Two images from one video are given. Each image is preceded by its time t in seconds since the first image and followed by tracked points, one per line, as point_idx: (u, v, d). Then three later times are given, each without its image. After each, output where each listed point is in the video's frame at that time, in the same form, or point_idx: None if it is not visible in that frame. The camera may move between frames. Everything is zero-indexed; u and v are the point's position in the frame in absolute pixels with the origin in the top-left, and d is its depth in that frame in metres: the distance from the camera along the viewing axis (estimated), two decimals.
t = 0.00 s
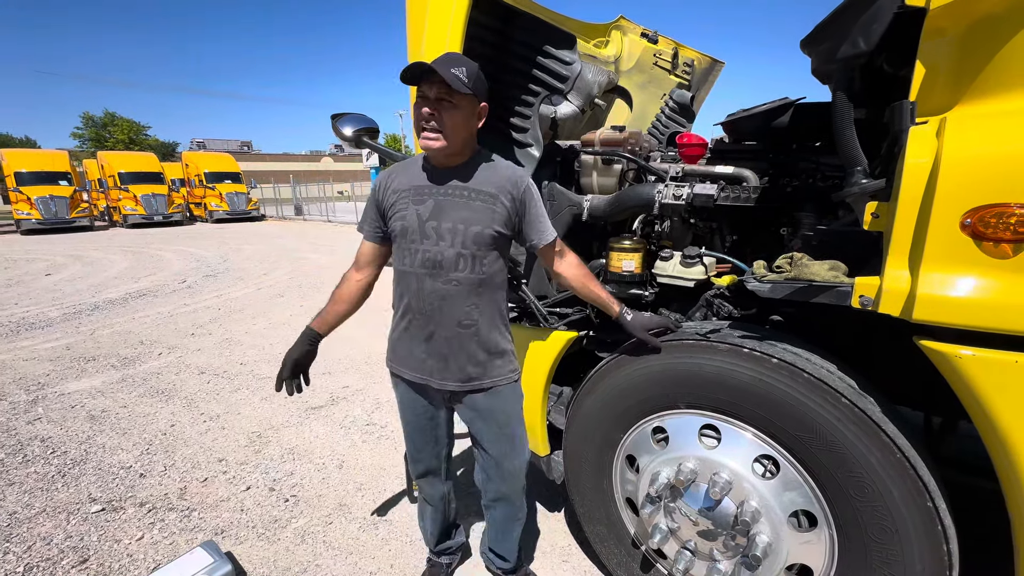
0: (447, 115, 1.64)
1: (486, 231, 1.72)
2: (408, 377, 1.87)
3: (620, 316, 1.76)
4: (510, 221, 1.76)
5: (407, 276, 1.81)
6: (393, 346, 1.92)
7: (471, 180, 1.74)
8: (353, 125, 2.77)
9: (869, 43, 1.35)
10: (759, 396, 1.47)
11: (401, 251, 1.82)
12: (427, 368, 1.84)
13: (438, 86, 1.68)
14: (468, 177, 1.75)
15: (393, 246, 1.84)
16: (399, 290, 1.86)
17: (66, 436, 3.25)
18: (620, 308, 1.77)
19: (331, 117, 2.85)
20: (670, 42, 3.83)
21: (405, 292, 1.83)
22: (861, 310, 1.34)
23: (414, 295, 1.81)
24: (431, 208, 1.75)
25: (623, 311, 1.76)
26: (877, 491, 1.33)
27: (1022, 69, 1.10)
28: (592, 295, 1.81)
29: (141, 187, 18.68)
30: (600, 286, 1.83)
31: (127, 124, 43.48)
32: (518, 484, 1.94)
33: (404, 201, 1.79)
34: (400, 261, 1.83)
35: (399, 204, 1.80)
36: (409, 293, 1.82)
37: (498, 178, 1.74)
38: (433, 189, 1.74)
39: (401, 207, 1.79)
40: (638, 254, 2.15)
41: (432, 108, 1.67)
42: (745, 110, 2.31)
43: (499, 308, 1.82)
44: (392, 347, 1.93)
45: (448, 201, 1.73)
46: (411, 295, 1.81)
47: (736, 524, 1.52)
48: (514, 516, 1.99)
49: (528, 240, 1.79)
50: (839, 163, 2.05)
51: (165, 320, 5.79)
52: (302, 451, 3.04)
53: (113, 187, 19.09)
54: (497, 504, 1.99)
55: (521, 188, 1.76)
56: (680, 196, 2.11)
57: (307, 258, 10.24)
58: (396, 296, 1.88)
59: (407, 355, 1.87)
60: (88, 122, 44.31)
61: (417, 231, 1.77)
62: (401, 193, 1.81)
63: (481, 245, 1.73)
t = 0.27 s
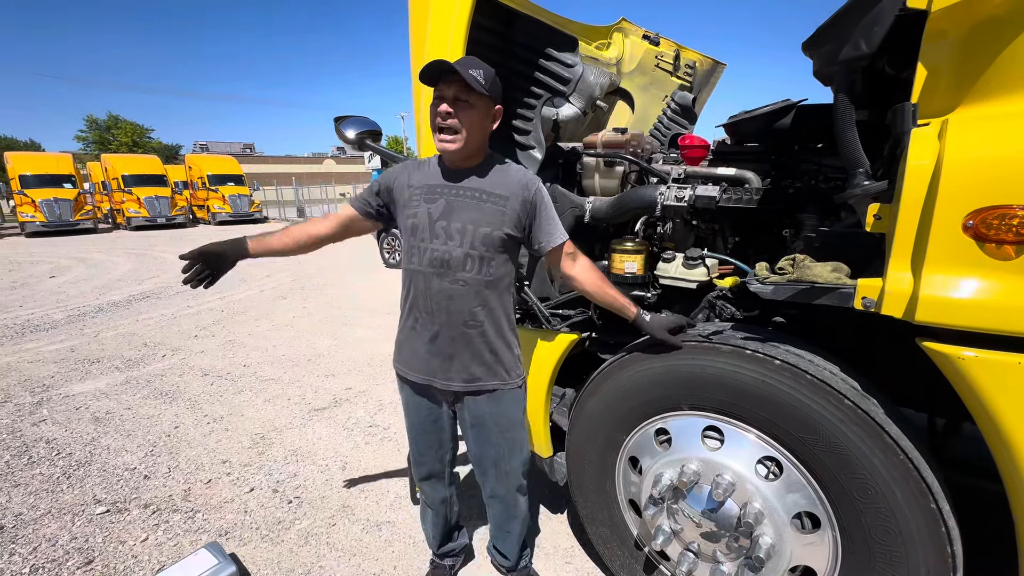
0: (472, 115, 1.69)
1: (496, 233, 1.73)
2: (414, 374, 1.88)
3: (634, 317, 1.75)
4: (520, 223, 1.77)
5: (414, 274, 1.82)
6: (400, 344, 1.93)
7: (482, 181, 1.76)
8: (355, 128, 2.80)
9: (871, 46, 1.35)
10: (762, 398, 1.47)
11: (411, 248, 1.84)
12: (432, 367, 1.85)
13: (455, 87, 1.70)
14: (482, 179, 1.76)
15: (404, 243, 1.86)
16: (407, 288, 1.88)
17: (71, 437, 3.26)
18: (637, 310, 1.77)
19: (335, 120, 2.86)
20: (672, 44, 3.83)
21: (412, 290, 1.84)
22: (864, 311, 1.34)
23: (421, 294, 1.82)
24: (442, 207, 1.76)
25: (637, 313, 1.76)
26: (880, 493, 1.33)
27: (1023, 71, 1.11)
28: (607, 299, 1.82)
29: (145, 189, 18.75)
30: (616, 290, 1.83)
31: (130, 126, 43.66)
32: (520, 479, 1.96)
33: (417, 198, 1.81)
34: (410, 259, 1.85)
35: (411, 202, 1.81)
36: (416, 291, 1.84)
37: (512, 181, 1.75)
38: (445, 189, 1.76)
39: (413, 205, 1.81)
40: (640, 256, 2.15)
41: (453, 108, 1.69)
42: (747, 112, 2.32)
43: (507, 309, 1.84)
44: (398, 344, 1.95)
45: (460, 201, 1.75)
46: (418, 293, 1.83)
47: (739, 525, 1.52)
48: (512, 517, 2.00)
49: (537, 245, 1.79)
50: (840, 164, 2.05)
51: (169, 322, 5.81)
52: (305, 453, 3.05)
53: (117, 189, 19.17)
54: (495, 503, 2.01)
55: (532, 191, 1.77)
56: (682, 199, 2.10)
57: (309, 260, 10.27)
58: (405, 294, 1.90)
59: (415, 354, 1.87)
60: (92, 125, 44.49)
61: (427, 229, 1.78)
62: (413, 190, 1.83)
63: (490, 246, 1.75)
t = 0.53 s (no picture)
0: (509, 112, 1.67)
1: (526, 229, 1.73)
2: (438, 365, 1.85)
3: (644, 319, 1.77)
4: (547, 220, 1.78)
5: (441, 265, 1.79)
6: (420, 336, 1.89)
7: (512, 176, 1.75)
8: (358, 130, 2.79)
9: (874, 48, 1.33)
10: (767, 400, 1.47)
11: (437, 238, 1.80)
12: (457, 359, 1.82)
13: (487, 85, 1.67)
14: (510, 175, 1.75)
15: (430, 232, 1.82)
16: (431, 279, 1.85)
17: (75, 439, 3.27)
18: (648, 314, 1.79)
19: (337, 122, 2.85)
20: (674, 45, 3.84)
21: (439, 281, 1.82)
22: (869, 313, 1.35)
23: (447, 285, 1.80)
24: (473, 199, 1.74)
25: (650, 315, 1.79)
26: (885, 495, 1.33)
27: None
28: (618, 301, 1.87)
29: (147, 192, 18.81)
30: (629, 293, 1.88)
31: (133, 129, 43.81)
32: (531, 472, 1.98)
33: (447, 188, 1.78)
34: (436, 248, 1.81)
35: (441, 190, 1.78)
36: (442, 282, 1.81)
37: (540, 179, 1.76)
38: (477, 182, 1.74)
39: (443, 195, 1.78)
40: (643, 257, 2.19)
41: (491, 106, 1.65)
42: (751, 114, 2.33)
43: (531, 303, 1.85)
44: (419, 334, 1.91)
45: (491, 195, 1.73)
46: (444, 284, 1.80)
47: (744, 527, 1.52)
48: (525, 508, 2.00)
49: (560, 242, 1.84)
50: (844, 167, 2.04)
51: (172, 324, 5.83)
52: (309, 454, 3.05)
53: (120, 192, 19.24)
54: (510, 492, 2.00)
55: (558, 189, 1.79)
56: (685, 200, 2.10)
57: (311, 261, 10.29)
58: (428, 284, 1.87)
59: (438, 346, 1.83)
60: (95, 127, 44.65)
61: (457, 220, 1.76)
62: (443, 179, 1.80)
63: (520, 241, 1.74)
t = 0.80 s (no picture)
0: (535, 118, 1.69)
1: (548, 230, 1.74)
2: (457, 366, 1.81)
3: (647, 325, 1.77)
4: (565, 222, 1.80)
5: (463, 264, 1.76)
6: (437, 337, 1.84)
7: (532, 178, 1.76)
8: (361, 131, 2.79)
9: (877, 49, 1.32)
10: (771, 402, 1.47)
11: (457, 237, 1.77)
12: (478, 360, 1.79)
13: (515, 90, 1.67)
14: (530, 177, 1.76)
15: (451, 230, 1.79)
16: (450, 278, 1.82)
17: (78, 441, 3.28)
18: (651, 320, 1.79)
19: (340, 124, 2.85)
20: (675, 47, 3.85)
21: (460, 280, 1.79)
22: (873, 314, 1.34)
23: (469, 285, 1.77)
24: (497, 199, 1.73)
25: (653, 321, 1.78)
26: (890, 497, 1.33)
27: None
28: (623, 305, 1.89)
29: (150, 194, 18.86)
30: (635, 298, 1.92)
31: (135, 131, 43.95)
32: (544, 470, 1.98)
33: (470, 187, 1.76)
34: (458, 247, 1.78)
35: (466, 189, 1.75)
36: (464, 281, 1.78)
37: (557, 181, 1.79)
38: (500, 182, 1.73)
39: (466, 194, 1.76)
40: (645, 259, 2.20)
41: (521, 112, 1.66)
42: (753, 115, 2.34)
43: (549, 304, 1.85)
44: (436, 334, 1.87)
45: (514, 196, 1.73)
46: (466, 284, 1.78)
47: (748, 529, 1.51)
48: (533, 505, 2.00)
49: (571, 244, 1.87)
50: (848, 167, 2.03)
51: (175, 325, 5.84)
52: (311, 456, 3.05)
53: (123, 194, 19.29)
54: (520, 488, 2.00)
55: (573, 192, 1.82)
56: (687, 202, 2.12)
57: (313, 263, 10.31)
58: (446, 283, 1.84)
59: (458, 347, 1.80)
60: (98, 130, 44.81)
61: (480, 220, 1.74)
62: (466, 178, 1.77)
63: (542, 242, 1.75)
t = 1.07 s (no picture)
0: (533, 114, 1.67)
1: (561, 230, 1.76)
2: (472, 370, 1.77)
3: (648, 326, 1.78)
4: (574, 222, 1.83)
5: (478, 264, 1.74)
6: (449, 341, 1.80)
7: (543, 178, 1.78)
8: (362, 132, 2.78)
9: (879, 49, 1.32)
10: (772, 402, 1.46)
11: (472, 237, 1.75)
12: (494, 361, 1.76)
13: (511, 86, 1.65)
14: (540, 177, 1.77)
15: (465, 231, 1.76)
16: (464, 280, 1.78)
17: (80, 442, 3.28)
18: (652, 321, 1.80)
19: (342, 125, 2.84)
20: (676, 47, 3.84)
21: (475, 281, 1.76)
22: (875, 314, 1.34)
23: (485, 286, 1.75)
24: (512, 199, 1.73)
25: (654, 322, 1.79)
26: (893, 498, 1.32)
27: None
28: (623, 307, 1.90)
29: (152, 195, 18.90)
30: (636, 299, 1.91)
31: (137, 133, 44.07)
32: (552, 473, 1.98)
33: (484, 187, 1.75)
34: (473, 247, 1.75)
35: (480, 190, 1.74)
36: (479, 282, 1.75)
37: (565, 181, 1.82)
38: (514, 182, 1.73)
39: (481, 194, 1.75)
40: (646, 260, 2.18)
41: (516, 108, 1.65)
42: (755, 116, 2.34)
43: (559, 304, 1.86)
44: (447, 337, 1.82)
45: (528, 196, 1.73)
46: (482, 284, 1.75)
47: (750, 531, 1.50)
48: (540, 508, 2.00)
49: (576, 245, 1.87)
50: (848, 168, 2.03)
51: (176, 327, 5.84)
52: (312, 457, 3.05)
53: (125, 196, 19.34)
54: (525, 492, 1.99)
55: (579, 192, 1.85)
56: (688, 202, 2.12)
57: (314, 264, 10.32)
58: (459, 285, 1.80)
59: (473, 350, 1.76)
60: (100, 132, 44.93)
61: (496, 219, 1.73)
62: (479, 178, 1.76)
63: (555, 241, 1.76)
